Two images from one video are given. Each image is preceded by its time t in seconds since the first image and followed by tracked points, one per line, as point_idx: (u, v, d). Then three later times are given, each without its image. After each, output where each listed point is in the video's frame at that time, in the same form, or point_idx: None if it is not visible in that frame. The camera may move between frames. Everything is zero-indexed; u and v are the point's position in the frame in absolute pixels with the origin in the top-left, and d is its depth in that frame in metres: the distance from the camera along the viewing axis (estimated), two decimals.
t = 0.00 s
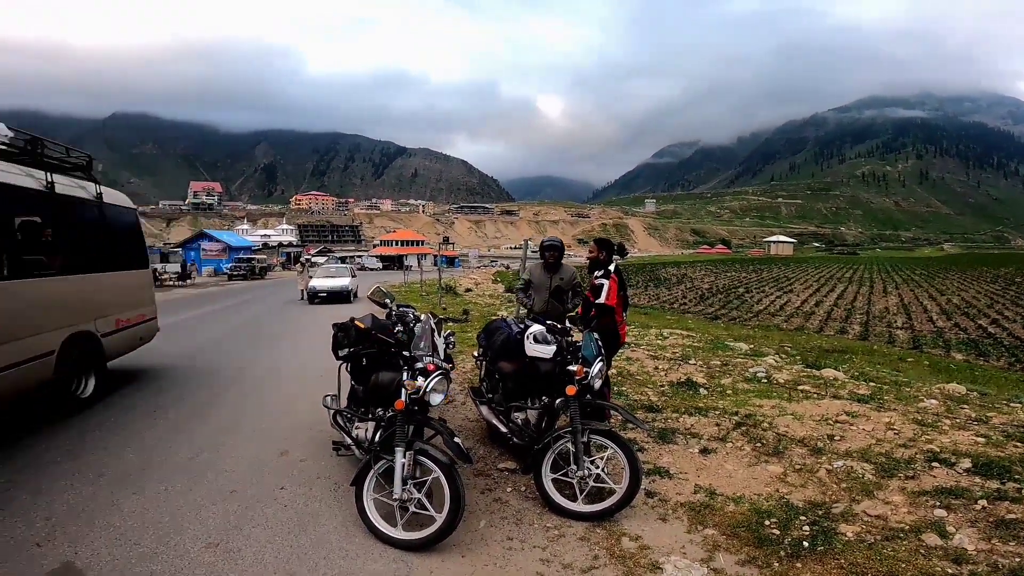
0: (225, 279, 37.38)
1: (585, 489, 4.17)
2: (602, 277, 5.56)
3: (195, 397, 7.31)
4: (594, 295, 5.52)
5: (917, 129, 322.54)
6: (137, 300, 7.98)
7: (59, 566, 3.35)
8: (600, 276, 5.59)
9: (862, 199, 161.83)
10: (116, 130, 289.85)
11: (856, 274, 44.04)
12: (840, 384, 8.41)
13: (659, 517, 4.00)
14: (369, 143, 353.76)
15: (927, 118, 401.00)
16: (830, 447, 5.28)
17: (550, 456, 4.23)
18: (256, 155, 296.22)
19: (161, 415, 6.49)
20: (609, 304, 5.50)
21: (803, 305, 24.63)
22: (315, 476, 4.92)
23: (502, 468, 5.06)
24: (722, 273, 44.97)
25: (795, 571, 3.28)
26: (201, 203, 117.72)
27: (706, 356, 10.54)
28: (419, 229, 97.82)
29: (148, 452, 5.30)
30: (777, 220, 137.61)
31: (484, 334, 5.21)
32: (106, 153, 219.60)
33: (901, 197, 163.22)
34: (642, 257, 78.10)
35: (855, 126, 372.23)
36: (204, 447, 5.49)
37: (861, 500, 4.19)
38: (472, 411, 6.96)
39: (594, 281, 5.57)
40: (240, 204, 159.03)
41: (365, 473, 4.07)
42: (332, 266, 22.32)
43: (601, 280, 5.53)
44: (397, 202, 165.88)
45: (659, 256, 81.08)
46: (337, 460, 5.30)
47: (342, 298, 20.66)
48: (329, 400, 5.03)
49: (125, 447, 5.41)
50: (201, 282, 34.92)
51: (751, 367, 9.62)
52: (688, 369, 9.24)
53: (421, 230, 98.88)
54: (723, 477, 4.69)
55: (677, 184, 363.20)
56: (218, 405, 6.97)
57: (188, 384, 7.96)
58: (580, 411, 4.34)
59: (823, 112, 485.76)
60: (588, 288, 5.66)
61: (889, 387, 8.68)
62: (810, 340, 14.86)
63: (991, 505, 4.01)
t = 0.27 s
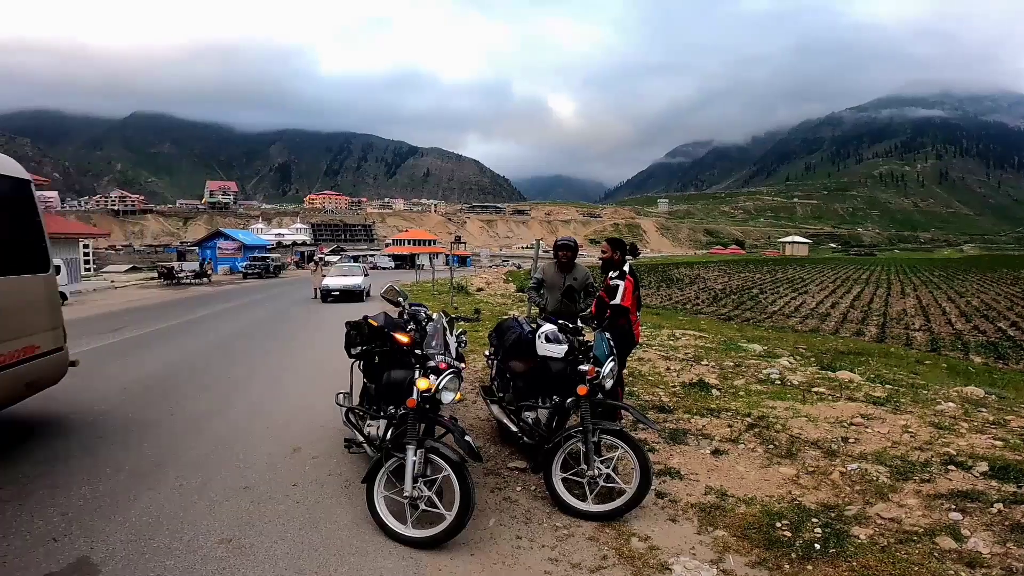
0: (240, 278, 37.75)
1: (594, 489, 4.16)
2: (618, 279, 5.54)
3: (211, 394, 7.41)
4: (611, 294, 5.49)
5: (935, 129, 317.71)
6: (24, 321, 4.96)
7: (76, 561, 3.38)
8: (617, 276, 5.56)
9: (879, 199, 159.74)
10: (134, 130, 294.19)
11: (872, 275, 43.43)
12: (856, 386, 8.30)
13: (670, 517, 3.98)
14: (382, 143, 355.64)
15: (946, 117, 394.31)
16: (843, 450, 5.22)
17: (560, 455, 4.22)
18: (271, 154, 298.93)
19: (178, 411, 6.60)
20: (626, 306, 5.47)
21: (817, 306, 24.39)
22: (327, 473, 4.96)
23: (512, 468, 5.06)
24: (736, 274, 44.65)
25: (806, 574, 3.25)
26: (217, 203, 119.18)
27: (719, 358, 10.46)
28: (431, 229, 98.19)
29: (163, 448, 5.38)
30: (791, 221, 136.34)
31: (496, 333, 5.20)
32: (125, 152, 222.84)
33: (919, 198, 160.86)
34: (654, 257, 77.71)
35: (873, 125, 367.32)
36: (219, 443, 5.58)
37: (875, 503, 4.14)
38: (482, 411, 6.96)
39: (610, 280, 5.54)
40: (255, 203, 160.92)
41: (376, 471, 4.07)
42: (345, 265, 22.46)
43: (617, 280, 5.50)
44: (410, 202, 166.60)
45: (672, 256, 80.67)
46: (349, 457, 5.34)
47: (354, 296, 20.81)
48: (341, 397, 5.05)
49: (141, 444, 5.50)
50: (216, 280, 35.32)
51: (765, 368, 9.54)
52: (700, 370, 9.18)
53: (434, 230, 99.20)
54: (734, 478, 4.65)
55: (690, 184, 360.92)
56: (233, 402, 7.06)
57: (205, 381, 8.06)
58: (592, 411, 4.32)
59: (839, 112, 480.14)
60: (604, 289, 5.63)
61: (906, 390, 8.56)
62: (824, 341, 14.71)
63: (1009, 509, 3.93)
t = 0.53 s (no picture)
0: (249, 278, 37.97)
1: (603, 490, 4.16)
2: (631, 281, 5.54)
3: (223, 393, 7.48)
4: (624, 298, 5.48)
5: (948, 131, 314.63)
6: None
7: (88, 558, 3.42)
8: (629, 279, 5.55)
9: (890, 202, 158.35)
10: (146, 132, 297.23)
11: (884, 278, 43.00)
12: (866, 390, 8.24)
13: (678, 519, 3.98)
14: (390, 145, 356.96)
15: (959, 119, 390.56)
16: (854, 453, 5.19)
17: (569, 457, 4.22)
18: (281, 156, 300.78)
19: (191, 410, 6.67)
20: (639, 309, 5.45)
21: (827, 309, 24.24)
22: (337, 473, 5.00)
23: (520, 469, 5.08)
24: (745, 277, 44.44)
25: None
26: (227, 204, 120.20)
27: (727, 360, 10.42)
28: (438, 230, 98.43)
29: (176, 447, 5.44)
30: (801, 223, 135.49)
31: (505, 335, 5.21)
32: (137, 153, 225.18)
33: (932, 201, 159.32)
34: (662, 260, 77.40)
35: (884, 127, 364.26)
36: (230, 442, 5.63)
37: (885, 507, 4.11)
38: (490, 412, 6.97)
39: (622, 284, 5.52)
40: (265, 205, 162.06)
41: (386, 472, 4.09)
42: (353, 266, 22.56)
43: (630, 283, 5.49)
44: (418, 203, 166.96)
45: (681, 259, 80.37)
46: (358, 457, 5.37)
47: (363, 297, 20.91)
48: (351, 398, 5.07)
49: (153, 442, 5.55)
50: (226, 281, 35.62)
51: (774, 371, 9.50)
52: (708, 373, 9.15)
53: (442, 231, 99.44)
54: (743, 481, 4.64)
55: (699, 187, 359.55)
56: (245, 401, 7.12)
57: (217, 380, 8.17)
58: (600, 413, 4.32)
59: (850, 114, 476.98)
60: (616, 292, 5.62)
61: (917, 393, 8.48)
62: (834, 345, 14.61)
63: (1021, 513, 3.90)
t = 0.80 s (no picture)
0: (262, 283, 38.32)
1: (618, 490, 4.17)
2: (645, 283, 5.55)
3: (240, 396, 7.57)
4: (639, 300, 5.50)
5: (962, 129, 310.86)
6: None
7: (114, 560, 3.48)
8: (643, 281, 5.60)
9: (904, 201, 156.63)
10: (159, 138, 300.96)
11: (898, 278, 42.57)
12: (882, 390, 8.19)
13: (694, 520, 3.99)
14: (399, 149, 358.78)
15: (973, 117, 385.90)
16: (870, 454, 5.16)
17: (584, 457, 4.24)
18: (291, 161, 303.27)
19: (209, 413, 6.78)
20: (654, 311, 5.48)
21: (840, 309, 24.05)
22: (353, 475, 5.05)
23: (534, 470, 5.10)
24: (756, 278, 44.20)
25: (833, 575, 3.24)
26: (238, 208, 121.44)
27: (740, 362, 10.38)
28: (448, 234, 98.80)
29: (195, 451, 5.49)
30: (813, 224, 134.40)
31: (518, 338, 5.22)
32: (150, 159, 228.02)
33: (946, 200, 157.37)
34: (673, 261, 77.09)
35: (897, 125, 360.48)
36: (249, 445, 5.71)
37: (902, 506, 4.10)
38: (504, 414, 7.00)
39: (637, 286, 5.56)
40: (276, 209, 163.46)
41: (403, 473, 4.13)
42: (365, 270, 22.70)
43: (644, 284, 5.53)
44: (427, 207, 167.55)
45: (691, 260, 80.03)
46: (374, 460, 5.40)
47: (374, 300, 21.04)
48: (367, 401, 5.12)
49: (174, 445, 5.65)
50: (239, 285, 35.98)
51: (788, 373, 9.46)
52: (721, 375, 9.14)
53: (451, 235, 99.72)
54: (758, 482, 4.63)
55: (709, 187, 357.84)
56: (263, 404, 7.22)
57: (234, 384, 8.26)
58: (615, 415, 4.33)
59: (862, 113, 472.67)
60: (628, 294, 5.63)
61: (934, 394, 8.41)
62: (849, 345, 14.50)
63: None
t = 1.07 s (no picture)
0: (279, 286, 38.79)
1: (638, 488, 4.20)
2: (660, 281, 5.57)
3: (263, 397, 7.71)
4: (654, 298, 5.50)
5: (983, 122, 304.92)
6: None
7: (152, 559, 3.59)
8: (657, 280, 5.60)
9: (923, 196, 153.97)
10: (176, 144, 305.75)
11: (918, 275, 41.89)
12: (904, 388, 8.10)
13: (714, 517, 4.01)
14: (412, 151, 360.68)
15: (995, 109, 378.32)
16: (892, 451, 5.13)
17: (604, 456, 4.27)
18: (305, 165, 306.19)
19: (235, 415, 6.91)
20: (669, 309, 5.49)
21: (858, 307, 23.75)
22: (376, 475, 5.12)
23: (554, 469, 5.15)
24: (772, 276, 43.76)
25: (855, 571, 3.25)
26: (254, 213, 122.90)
27: (758, 361, 10.32)
28: (461, 235, 99.09)
29: (223, 453, 5.61)
30: (829, 220, 132.66)
31: (535, 339, 5.27)
32: (168, 165, 231.58)
33: (967, 195, 154.44)
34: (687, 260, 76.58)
35: (915, 119, 354.52)
36: (275, 446, 5.83)
37: (925, 503, 4.07)
38: (522, 414, 7.05)
39: (652, 285, 5.57)
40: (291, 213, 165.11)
41: (426, 472, 4.20)
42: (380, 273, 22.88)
43: (659, 282, 5.55)
44: (439, 209, 168.20)
45: (706, 259, 79.48)
46: (397, 461, 5.46)
47: (390, 303, 21.21)
48: (389, 402, 5.19)
49: (202, 446, 5.77)
50: (256, 289, 36.42)
51: (807, 371, 9.39)
52: (739, 374, 9.09)
53: (464, 237, 99.96)
54: (779, 480, 4.63)
55: (723, 185, 354.82)
56: (287, 405, 7.35)
57: (257, 386, 8.40)
58: (634, 413, 4.35)
59: (879, 107, 465.58)
60: (644, 294, 5.62)
61: (957, 391, 8.31)
62: (868, 343, 14.32)
63: None
